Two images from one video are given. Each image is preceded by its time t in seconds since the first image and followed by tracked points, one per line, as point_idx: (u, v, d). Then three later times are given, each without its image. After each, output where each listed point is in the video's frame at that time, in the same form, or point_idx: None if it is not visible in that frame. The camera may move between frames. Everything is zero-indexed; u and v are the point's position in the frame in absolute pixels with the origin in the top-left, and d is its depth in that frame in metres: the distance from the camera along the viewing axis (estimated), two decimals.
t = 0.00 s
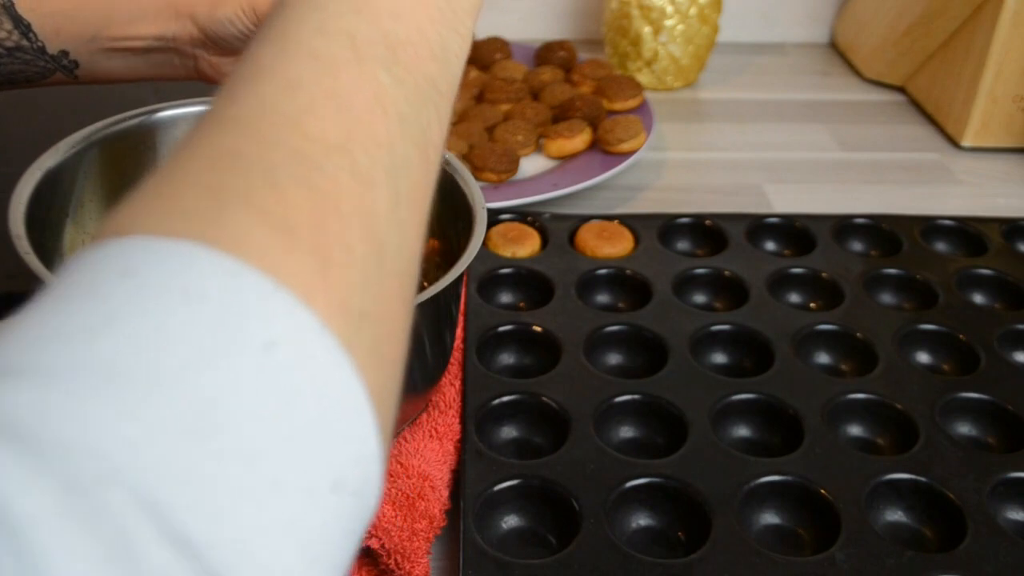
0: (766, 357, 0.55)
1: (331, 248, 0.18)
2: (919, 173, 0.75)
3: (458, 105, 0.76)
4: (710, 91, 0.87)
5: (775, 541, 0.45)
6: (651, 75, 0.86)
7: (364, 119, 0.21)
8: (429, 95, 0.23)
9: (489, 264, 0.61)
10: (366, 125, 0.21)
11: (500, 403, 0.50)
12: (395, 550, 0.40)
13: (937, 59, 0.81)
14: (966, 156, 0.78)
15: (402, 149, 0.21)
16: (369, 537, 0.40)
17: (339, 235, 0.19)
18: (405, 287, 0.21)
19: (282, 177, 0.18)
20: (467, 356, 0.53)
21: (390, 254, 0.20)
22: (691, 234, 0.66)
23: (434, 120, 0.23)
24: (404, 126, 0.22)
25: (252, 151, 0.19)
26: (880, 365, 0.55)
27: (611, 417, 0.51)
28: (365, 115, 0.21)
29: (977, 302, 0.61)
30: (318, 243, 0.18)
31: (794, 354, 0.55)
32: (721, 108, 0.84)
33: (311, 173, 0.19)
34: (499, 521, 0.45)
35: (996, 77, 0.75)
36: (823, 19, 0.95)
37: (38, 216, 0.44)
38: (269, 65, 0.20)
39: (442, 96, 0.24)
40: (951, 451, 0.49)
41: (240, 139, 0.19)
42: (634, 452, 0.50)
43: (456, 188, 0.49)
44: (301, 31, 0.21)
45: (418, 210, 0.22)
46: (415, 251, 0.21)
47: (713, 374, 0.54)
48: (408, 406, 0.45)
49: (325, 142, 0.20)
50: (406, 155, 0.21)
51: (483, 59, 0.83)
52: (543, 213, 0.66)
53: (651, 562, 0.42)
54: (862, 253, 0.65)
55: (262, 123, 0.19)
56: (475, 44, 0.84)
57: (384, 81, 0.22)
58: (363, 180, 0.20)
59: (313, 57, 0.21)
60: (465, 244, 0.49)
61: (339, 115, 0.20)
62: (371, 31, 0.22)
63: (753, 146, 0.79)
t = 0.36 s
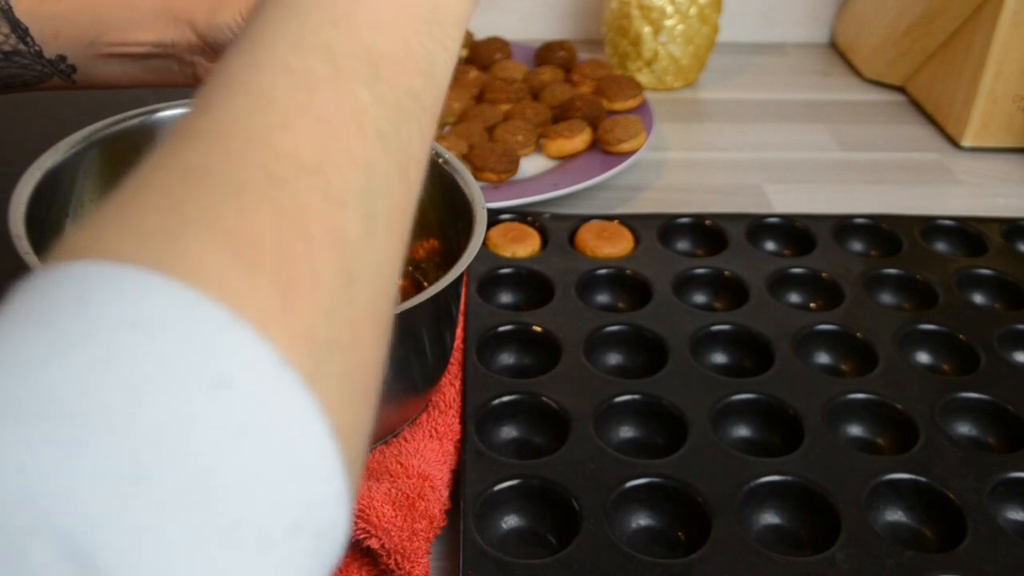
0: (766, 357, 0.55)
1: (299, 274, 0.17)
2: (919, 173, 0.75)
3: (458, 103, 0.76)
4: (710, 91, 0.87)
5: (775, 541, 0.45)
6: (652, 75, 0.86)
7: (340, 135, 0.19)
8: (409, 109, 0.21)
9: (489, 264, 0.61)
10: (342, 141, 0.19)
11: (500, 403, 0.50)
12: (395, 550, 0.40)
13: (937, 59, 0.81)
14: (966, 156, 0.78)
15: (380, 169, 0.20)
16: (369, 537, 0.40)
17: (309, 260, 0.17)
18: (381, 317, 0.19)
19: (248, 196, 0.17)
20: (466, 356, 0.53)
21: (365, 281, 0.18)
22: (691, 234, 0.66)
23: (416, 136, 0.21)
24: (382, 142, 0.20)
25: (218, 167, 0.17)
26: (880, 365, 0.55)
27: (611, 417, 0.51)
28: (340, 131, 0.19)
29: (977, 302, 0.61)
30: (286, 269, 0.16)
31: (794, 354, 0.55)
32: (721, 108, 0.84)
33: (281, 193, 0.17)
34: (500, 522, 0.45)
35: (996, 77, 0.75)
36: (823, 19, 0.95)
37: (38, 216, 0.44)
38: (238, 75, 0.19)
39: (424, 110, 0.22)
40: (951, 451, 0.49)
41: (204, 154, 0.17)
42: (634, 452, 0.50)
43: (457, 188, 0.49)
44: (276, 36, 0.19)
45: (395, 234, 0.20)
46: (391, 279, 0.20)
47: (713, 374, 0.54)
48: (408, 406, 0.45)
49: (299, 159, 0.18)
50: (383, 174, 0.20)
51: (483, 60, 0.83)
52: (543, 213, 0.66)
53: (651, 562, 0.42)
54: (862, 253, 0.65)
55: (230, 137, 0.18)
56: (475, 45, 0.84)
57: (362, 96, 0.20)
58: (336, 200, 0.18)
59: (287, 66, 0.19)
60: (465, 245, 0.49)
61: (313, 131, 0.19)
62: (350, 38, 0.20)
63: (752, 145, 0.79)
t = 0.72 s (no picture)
0: (766, 357, 0.55)
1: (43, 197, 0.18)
2: (919, 173, 0.75)
3: (457, 104, 0.76)
4: (710, 91, 0.87)
5: (775, 541, 0.45)
6: (652, 75, 0.86)
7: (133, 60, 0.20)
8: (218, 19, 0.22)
9: (489, 264, 0.61)
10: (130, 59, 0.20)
11: (500, 403, 0.50)
12: (395, 550, 0.40)
13: (937, 59, 0.81)
14: (966, 155, 0.78)
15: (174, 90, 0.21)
16: (368, 537, 0.39)
17: (64, 183, 0.19)
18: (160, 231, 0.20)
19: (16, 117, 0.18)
20: (467, 355, 0.53)
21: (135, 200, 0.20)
22: (691, 234, 0.66)
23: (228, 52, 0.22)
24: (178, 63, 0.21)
25: None
26: (880, 365, 0.55)
27: (611, 417, 0.51)
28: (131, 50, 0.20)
29: (977, 302, 0.61)
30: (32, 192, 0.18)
31: (794, 354, 0.55)
32: (722, 108, 0.84)
33: (46, 110, 0.18)
34: (499, 522, 0.45)
35: (996, 77, 0.75)
36: (823, 19, 0.95)
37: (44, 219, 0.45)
38: None
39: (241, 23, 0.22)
40: (951, 451, 0.49)
41: None
42: (634, 452, 0.50)
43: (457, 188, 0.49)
44: None
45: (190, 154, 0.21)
46: (179, 194, 0.21)
47: (714, 374, 0.54)
48: (408, 406, 0.45)
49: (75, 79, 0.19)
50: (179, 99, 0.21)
51: (483, 60, 0.84)
52: (543, 213, 0.66)
53: (651, 562, 0.42)
54: (862, 253, 0.65)
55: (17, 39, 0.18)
56: (475, 45, 0.84)
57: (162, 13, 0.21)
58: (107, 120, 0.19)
59: None
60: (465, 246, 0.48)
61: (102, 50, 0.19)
62: None
63: (752, 145, 0.79)
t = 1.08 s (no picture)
0: (766, 357, 0.55)
1: (109, 213, 0.18)
2: (919, 173, 0.75)
3: (457, 103, 0.76)
4: (709, 91, 0.87)
5: (775, 541, 0.45)
6: (652, 75, 0.86)
7: (208, 79, 0.19)
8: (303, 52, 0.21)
9: (489, 264, 0.61)
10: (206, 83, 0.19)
11: (500, 403, 0.50)
12: (395, 550, 0.40)
13: (937, 59, 0.81)
14: (966, 155, 0.78)
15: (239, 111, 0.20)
16: (368, 537, 0.39)
17: (131, 199, 0.18)
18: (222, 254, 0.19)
19: (82, 127, 0.18)
20: (467, 355, 0.53)
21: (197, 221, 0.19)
22: (691, 234, 0.66)
23: (321, 76, 0.21)
24: (251, 87, 0.20)
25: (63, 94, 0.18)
26: (880, 365, 0.55)
27: (611, 417, 0.51)
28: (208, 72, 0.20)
29: (977, 302, 0.61)
30: (99, 205, 0.18)
31: (795, 354, 0.55)
32: (721, 108, 0.84)
33: (119, 123, 0.18)
34: (499, 521, 0.45)
35: (996, 77, 0.75)
36: (823, 19, 0.95)
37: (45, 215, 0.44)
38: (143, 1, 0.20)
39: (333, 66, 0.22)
40: (951, 451, 0.49)
41: (76, 78, 0.19)
42: (634, 452, 0.50)
43: (456, 187, 0.49)
44: None
45: (259, 185, 0.20)
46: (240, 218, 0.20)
47: (714, 374, 0.54)
48: (408, 406, 0.45)
49: (142, 94, 0.19)
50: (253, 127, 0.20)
51: (483, 60, 0.84)
52: (543, 213, 0.66)
53: (651, 562, 0.42)
54: (862, 253, 0.65)
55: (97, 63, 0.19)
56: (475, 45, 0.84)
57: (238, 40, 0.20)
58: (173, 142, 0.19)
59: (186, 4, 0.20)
60: (467, 244, 0.48)
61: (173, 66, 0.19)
62: None
63: (751, 145, 0.79)
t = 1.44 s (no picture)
0: (766, 357, 0.55)
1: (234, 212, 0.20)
2: (919, 173, 0.75)
3: (458, 103, 0.76)
4: (709, 91, 0.87)
5: (775, 541, 0.45)
6: (651, 75, 0.86)
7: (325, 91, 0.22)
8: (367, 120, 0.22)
9: (489, 264, 0.61)
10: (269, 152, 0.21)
11: (500, 403, 0.50)
12: (395, 550, 0.40)
13: (937, 58, 0.81)
14: (967, 155, 0.78)
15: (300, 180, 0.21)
16: (369, 537, 0.39)
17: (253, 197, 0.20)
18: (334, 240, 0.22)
19: (152, 203, 0.19)
20: (467, 355, 0.53)
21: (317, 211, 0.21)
22: (691, 234, 0.66)
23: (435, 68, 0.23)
24: (317, 160, 0.21)
25: (136, 164, 0.20)
26: (880, 365, 0.55)
27: (611, 417, 0.51)
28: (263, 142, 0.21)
29: (977, 302, 0.61)
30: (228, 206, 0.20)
31: (795, 354, 0.55)
32: (721, 108, 0.84)
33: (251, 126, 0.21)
34: (499, 521, 0.45)
35: (996, 77, 0.75)
36: (823, 20, 0.95)
37: (41, 215, 0.44)
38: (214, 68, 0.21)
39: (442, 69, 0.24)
40: (951, 450, 0.49)
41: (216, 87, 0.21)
42: (634, 452, 0.50)
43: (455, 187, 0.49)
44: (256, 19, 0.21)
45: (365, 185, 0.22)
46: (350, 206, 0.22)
47: (714, 374, 0.54)
48: (407, 406, 0.45)
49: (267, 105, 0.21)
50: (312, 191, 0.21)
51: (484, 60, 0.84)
52: (543, 213, 0.66)
53: (650, 562, 0.42)
54: (862, 253, 0.65)
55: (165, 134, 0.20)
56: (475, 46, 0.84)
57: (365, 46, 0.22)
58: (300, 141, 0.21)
59: (257, 72, 0.21)
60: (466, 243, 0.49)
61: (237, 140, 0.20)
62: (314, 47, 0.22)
63: (751, 145, 0.79)
